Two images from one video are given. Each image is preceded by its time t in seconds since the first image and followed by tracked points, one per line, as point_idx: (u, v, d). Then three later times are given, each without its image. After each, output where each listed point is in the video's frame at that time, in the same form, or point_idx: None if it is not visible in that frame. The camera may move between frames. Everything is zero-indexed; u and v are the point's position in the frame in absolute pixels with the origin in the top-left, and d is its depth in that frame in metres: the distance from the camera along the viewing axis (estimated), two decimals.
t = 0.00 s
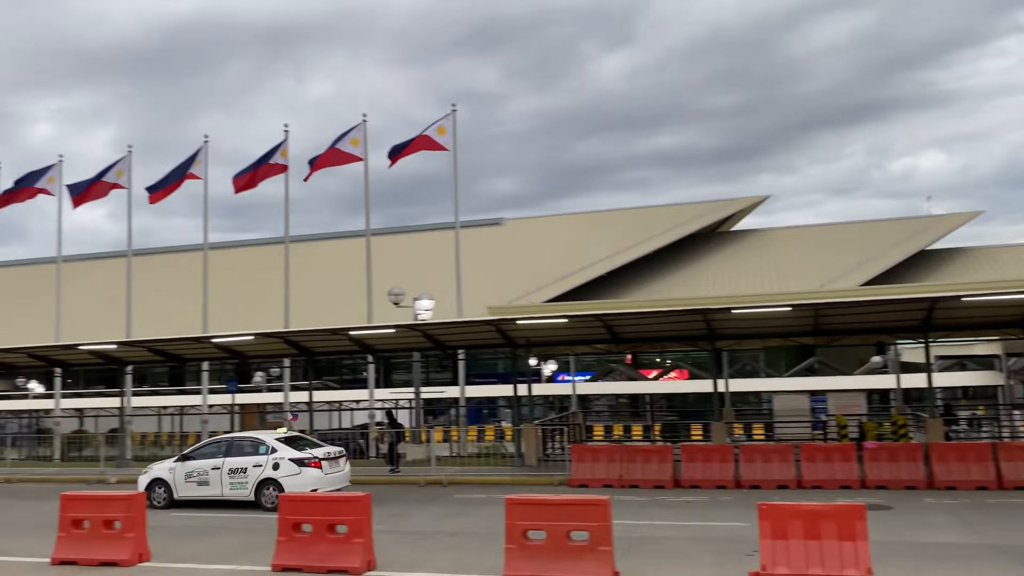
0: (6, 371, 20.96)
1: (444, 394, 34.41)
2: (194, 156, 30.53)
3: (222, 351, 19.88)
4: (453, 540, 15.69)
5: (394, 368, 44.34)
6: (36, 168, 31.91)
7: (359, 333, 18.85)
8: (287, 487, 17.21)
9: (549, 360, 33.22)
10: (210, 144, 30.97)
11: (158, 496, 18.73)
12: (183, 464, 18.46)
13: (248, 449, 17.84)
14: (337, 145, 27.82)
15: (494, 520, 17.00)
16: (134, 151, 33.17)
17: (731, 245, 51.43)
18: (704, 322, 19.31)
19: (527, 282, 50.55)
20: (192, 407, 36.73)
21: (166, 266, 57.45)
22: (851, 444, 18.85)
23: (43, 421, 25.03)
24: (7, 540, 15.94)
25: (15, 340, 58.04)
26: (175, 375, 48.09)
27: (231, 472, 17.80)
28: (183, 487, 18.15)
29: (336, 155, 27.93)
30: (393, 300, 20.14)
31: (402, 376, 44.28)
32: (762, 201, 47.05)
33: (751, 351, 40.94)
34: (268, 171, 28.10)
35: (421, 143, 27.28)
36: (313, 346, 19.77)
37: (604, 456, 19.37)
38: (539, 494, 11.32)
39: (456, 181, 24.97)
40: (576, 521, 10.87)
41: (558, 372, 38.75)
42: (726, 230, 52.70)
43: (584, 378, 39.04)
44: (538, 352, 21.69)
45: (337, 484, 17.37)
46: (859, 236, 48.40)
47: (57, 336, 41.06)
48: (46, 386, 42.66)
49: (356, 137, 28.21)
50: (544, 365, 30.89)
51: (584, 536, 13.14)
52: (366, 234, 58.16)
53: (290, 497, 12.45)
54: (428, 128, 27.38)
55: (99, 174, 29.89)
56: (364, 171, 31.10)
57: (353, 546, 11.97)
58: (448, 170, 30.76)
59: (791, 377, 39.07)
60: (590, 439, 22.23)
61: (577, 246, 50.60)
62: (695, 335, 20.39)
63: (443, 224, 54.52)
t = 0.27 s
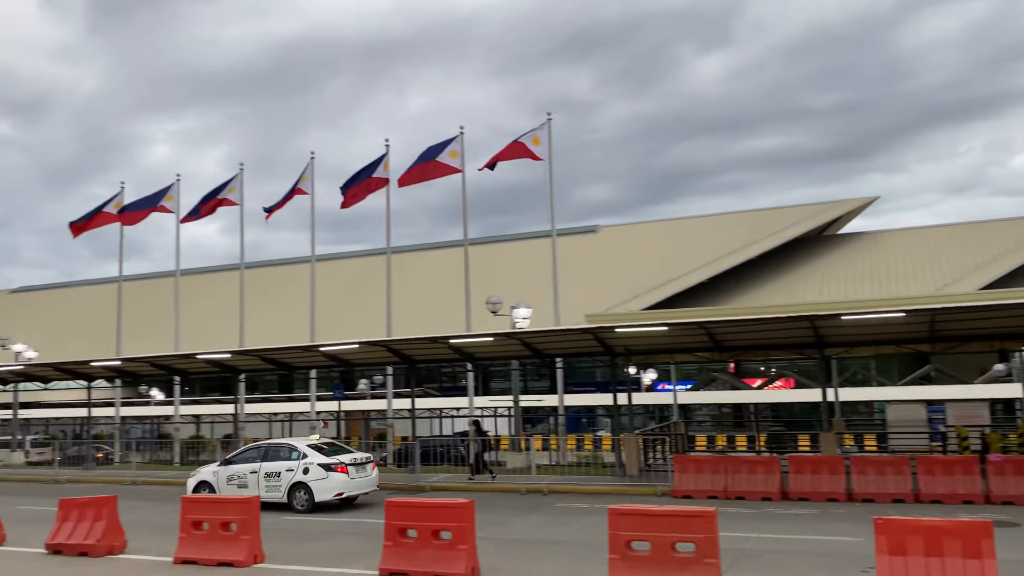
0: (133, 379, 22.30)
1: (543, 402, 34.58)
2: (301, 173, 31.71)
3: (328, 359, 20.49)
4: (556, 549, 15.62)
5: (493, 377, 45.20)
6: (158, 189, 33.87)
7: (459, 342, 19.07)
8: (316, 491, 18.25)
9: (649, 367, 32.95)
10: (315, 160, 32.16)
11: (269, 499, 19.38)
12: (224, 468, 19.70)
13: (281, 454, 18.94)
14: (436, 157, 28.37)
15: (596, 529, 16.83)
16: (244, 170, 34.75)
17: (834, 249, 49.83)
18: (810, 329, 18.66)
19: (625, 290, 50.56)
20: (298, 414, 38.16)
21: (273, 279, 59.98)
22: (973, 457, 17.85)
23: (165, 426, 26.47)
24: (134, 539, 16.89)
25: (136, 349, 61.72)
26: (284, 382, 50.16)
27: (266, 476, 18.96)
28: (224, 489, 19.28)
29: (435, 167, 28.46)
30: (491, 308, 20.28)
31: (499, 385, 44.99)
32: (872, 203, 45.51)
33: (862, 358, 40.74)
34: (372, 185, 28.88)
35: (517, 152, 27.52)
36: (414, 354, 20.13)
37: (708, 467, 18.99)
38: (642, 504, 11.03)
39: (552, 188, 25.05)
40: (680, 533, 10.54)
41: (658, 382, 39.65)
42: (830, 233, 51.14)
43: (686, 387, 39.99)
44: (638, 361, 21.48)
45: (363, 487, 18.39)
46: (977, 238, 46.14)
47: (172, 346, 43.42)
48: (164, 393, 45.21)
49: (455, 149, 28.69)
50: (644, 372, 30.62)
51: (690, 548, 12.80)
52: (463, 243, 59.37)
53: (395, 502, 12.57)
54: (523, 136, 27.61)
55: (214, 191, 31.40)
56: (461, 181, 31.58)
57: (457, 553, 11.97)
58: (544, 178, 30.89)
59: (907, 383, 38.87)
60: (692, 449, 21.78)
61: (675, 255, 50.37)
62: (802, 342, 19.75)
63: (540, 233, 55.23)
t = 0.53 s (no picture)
0: (234, 384, 23.18)
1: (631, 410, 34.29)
2: (390, 183, 32.43)
3: (417, 365, 20.83)
4: (648, 558, 15.37)
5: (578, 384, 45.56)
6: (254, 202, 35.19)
7: (546, 348, 19.04)
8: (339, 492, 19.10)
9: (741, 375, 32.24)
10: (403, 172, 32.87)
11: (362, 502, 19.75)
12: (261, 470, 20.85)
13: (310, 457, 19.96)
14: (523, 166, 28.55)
15: (688, 539, 16.49)
16: (335, 183, 35.77)
17: (933, 250, 47.69)
18: (911, 334, 17.88)
19: (713, 296, 50.07)
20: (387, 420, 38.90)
21: (362, 290, 62.01)
22: None
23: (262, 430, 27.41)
24: (235, 540, 17.47)
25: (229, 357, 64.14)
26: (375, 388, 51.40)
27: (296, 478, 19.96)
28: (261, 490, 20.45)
29: (522, 176, 28.64)
30: (578, 315, 20.21)
31: (585, 392, 45.24)
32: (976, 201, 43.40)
33: (968, 365, 39.26)
34: (459, 195, 29.27)
35: (602, 160, 27.50)
36: (502, 360, 20.24)
37: (804, 477, 18.40)
38: (737, 514, 10.65)
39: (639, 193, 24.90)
40: (777, 544, 10.13)
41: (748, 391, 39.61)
42: (931, 234, 48.94)
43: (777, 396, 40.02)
44: (729, 368, 21.07)
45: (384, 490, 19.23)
46: None
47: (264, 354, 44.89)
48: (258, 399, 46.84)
49: (540, 157, 28.82)
50: (735, 380, 29.96)
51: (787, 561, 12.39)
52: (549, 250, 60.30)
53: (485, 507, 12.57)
54: (607, 143, 27.58)
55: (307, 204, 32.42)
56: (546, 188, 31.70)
57: (547, 560, 11.87)
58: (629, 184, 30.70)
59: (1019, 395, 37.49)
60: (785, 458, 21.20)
61: (765, 260, 49.91)
62: (902, 348, 18.97)
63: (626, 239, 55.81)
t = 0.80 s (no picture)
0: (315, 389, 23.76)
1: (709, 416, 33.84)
2: (463, 191, 32.79)
3: (492, 371, 20.95)
4: (730, 568, 15.06)
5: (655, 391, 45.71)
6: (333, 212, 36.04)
7: (622, 354, 18.87)
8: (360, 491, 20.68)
9: (824, 382, 31.40)
10: (476, 179, 33.24)
11: (441, 505, 19.96)
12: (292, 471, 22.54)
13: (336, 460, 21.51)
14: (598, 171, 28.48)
15: (772, 549, 16.09)
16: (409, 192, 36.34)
17: None
18: (1008, 339, 17.06)
19: (794, 299, 49.01)
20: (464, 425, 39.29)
21: (436, 295, 63.38)
22: None
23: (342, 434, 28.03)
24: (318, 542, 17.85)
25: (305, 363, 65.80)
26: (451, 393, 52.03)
27: (323, 479, 21.62)
28: (290, 490, 22.02)
29: (597, 181, 28.57)
30: (654, 320, 20.03)
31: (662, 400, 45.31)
32: None
33: None
34: (533, 201, 29.42)
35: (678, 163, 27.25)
36: (577, 366, 20.17)
37: (893, 487, 17.80)
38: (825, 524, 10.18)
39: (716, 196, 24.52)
40: (868, 557, 9.61)
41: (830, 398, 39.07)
42: None
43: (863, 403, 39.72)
44: (810, 374, 20.54)
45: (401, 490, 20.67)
46: None
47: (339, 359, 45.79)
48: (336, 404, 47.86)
49: (615, 162, 28.71)
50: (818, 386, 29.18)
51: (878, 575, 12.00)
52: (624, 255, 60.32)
53: (563, 513, 12.47)
54: (683, 146, 27.30)
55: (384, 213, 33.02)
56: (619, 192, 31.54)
57: (627, 569, 11.69)
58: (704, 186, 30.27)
59: None
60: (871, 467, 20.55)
61: (848, 263, 48.75)
62: (998, 354, 18.14)
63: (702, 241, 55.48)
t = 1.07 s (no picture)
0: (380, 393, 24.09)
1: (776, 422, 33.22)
2: (523, 195, 32.87)
3: (554, 375, 20.94)
4: None
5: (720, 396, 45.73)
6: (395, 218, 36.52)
7: (685, 358, 18.65)
8: (375, 491, 21.82)
9: (896, 388, 30.48)
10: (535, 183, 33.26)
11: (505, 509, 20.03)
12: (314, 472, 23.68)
13: (353, 461, 22.61)
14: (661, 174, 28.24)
15: (844, 558, 15.69)
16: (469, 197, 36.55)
17: None
18: None
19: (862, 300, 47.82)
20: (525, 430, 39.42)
21: (499, 301, 64.18)
22: None
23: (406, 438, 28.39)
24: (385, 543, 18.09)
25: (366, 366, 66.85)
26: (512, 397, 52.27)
27: (341, 479, 22.74)
28: (312, 490, 23.16)
29: (660, 184, 28.31)
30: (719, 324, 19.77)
31: (727, 405, 45.25)
32: None
33: None
34: (594, 204, 29.31)
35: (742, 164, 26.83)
36: (641, 371, 20.03)
37: (971, 496, 17.09)
38: (897, 534, 9.81)
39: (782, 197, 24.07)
40: (944, 567, 9.19)
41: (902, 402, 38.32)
42: None
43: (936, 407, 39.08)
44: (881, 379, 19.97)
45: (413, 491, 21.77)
46: None
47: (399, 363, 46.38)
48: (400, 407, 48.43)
49: (677, 164, 28.42)
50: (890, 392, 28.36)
51: None
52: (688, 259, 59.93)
53: (628, 520, 12.35)
54: (748, 147, 26.85)
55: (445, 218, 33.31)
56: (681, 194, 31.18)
57: None
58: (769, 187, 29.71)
59: None
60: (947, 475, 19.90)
61: (920, 264, 47.38)
62: None
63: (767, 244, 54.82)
